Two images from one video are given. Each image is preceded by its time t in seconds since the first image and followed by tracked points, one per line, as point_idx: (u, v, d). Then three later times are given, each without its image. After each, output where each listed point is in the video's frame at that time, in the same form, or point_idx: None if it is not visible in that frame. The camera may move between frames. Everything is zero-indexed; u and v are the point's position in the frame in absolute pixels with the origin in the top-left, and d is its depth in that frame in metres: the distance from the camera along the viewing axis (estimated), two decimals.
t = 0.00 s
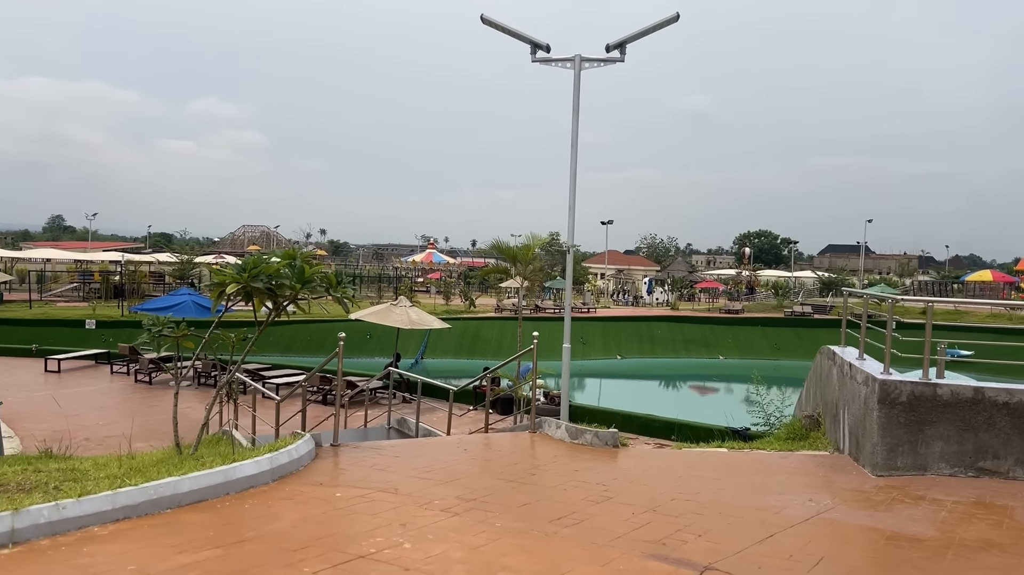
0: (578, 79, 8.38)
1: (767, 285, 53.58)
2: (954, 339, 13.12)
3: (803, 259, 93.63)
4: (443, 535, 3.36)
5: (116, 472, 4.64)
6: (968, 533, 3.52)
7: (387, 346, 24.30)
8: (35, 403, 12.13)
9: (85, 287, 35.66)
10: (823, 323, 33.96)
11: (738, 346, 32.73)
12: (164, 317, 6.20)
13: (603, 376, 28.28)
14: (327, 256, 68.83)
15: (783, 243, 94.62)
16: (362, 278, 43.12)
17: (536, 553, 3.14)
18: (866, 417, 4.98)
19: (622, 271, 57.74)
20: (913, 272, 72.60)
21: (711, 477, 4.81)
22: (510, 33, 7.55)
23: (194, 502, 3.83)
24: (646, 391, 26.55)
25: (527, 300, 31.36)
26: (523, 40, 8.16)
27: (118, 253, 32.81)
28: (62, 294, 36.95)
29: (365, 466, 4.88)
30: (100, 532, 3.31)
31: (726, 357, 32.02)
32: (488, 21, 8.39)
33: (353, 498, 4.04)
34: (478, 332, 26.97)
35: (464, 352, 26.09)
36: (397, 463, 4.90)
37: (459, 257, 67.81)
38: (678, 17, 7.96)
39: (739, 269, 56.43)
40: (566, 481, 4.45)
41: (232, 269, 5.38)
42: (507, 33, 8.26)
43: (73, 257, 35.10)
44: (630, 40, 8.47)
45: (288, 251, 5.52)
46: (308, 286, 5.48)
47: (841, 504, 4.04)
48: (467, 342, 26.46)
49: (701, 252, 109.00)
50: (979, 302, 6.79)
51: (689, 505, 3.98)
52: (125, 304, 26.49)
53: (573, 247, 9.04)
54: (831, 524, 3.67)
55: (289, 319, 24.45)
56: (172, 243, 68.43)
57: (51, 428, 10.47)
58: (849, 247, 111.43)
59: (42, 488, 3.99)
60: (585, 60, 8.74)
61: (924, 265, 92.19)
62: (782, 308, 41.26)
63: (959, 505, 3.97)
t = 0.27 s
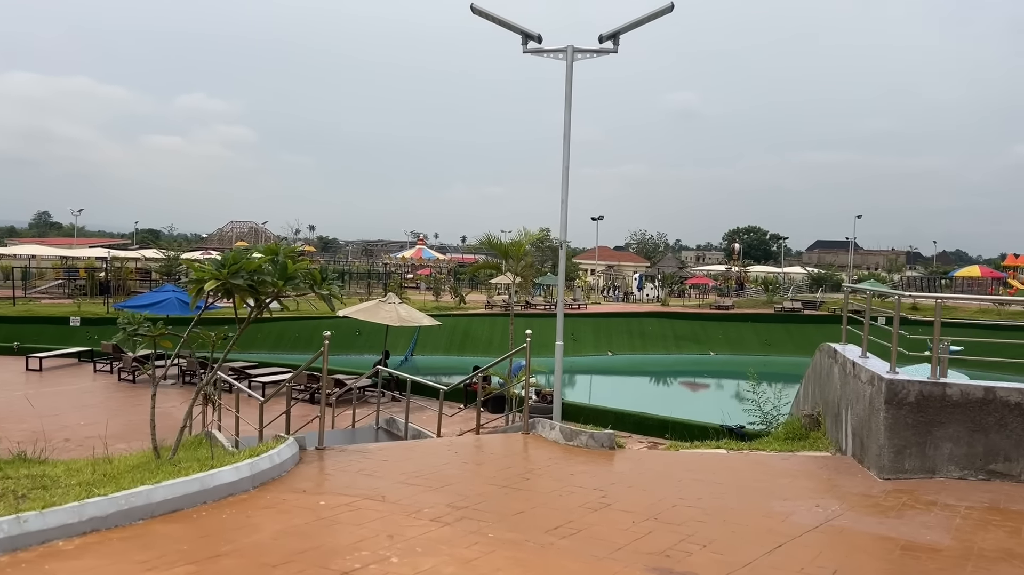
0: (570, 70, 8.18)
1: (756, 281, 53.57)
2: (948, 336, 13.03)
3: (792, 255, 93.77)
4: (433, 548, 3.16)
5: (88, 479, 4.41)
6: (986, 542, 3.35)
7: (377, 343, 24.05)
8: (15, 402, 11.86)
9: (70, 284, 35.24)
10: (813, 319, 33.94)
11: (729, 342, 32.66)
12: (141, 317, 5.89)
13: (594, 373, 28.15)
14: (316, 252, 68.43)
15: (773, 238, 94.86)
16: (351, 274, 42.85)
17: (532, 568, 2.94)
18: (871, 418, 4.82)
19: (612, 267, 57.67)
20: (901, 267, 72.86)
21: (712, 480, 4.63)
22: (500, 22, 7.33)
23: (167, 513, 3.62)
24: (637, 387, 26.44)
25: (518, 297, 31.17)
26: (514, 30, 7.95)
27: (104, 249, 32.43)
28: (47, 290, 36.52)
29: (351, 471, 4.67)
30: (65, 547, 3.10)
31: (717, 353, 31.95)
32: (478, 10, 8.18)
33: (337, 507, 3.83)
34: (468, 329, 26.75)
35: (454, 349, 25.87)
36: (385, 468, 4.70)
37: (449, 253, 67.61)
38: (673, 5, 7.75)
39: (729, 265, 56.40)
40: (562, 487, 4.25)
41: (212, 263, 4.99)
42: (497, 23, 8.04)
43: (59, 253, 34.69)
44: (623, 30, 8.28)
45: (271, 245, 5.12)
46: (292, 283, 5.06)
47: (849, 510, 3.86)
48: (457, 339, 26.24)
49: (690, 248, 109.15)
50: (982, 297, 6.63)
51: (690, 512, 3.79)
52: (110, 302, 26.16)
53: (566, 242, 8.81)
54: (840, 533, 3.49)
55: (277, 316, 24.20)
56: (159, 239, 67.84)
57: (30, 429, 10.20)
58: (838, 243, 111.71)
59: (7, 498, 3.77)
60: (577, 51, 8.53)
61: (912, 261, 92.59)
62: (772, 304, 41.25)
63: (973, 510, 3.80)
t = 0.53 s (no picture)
0: (564, 68, 7.99)
1: (749, 281, 53.50)
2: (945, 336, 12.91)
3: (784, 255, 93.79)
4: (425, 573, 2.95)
5: (61, 496, 4.19)
6: (1011, 561, 3.16)
7: (369, 346, 23.83)
8: None
9: (59, 287, 34.91)
10: (808, 320, 33.89)
11: (723, 343, 32.54)
12: (118, 324, 5.09)
13: (588, 374, 27.97)
14: (308, 254, 68.09)
15: (765, 239, 94.94)
16: (343, 276, 42.59)
17: None
18: (880, 425, 4.63)
19: (605, 268, 57.58)
20: (893, 266, 72.95)
21: (716, 492, 4.44)
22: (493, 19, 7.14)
23: (141, 535, 3.40)
24: (631, 388, 26.28)
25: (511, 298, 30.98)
26: (507, 27, 7.76)
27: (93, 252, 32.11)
28: (36, 294, 36.16)
29: (339, 485, 4.46)
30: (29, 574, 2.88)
31: (711, 353, 31.81)
32: (470, 7, 7.98)
33: (324, 525, 3.62)
34: (461, 331, 26.55)
35: (447, 351, 25.63)
36: (376, 482, 4.48)
37: (441, 254, 67.46)
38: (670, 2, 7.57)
39: (722, 266, 56.31)
40: (560, 502, 4.05)
41: (192, 266, 4.75)
42: (489, 20, 7.85)
43: (47, 256, 34.33)
44: (619, 27, 8.09)
45: (253, 247, 4.93)
46: (276, 288, 4.84)
47: (863, 525, 3.67)
48: (450, 341, 26.02)
49: (683, 249, 109.20)
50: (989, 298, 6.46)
51: (696, 529, 3.59)
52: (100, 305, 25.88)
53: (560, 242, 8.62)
54: (855, 550, 3.30)
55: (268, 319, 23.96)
56: (149, 241, 67.37)
57: (13, 437, 9.95)
58: (830, 243, 111.87)
59: None
60: (571, 49, 8.34)
61: (904, 261, 92.76)
62: (766, 304, 41.17)
63: (993, 525, 3.61)
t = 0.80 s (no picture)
0: (563, 65, 7.77)
1: (747, 282, 53.34)
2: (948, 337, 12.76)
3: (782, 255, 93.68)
4: None
5: (36, 512, 3.97)
6: None
7: (365, 349, 23.61)
8: None
9: (53, 291, 34.64)
10: (807, 321, 33.76)
11: (722, 344, 32.36)
12: (99, 330, 4.71)
13: (586, 376, 27.77)
14: (304, 257, 67.81)
15: (762, 240, 94.87)
16: (340, 279, 42.37)
17: None
18: (898, 433, 4.43)
19: (603, 269, 57.40)
20: (891, 267, 72.83)
21: (728, 503, 4.23)
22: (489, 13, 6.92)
23: (119, 555, 3.20)
24: (630, 391, 26.09)
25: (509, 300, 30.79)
26: (504, 22, 7.54)
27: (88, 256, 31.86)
28: (30, 298, 35.87)
29: (333, 498, 4.25)
30: None
31: (710, 355, 31.63)
32: (466, 2, 7.77)
33: (316, 543, 3.42)
34: (459, 333, 26.34)
35: (444, 354, 25.40)
36: (370, 495, 4.28)
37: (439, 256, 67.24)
38: None
39: (720, 267, 56.15)
40: (565, 516, 3.84)
41: (175, 269, 4.54)
42: (486, 15, 7.63)
43: (42, 260, 34.06)
44: (619, 22, 7.88)
45: (242, 250, 4.72)
46: (265, 291, 4.65)
47: (886, 539, 3.47)
48: (447, 344, 25.81)
49: (680, 251, 109.09)
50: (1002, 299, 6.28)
51: (709, 546, 3.39)
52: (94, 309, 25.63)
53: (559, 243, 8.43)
54: (881, 568, 3.10)
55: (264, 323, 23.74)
56: (144, 245, 67.06)
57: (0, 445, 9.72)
58: (828, 243, 111.82)
59: None
60: (570, 45, 8.12)
61: (902, 261, 92.69)
62: (765, 305, 41.01)
63: None
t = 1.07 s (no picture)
0: (565, 63, 7.59)
1: (748, 283, 53.19)
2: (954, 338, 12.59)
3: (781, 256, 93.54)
4: None
5: (16, 529, 3.78)
6: None
7: (365, 352, 23.43)
8: None
9: (51, 295, 34.45)
10: (808, 322, 33.64)
11: (723, 346, 32.19)
12: (83, 338, 4.42)
13: (587, 379, 27.59)
14: (303, 259, 67.63)
15: (762, 241, 94.74)
16: (338, 281, 42.20)
17: None
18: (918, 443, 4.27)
19: (603, 271, 57.23)
20: (892, 268, 72.63)
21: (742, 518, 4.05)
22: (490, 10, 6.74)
23: None
24: (631, 393, 25.91)
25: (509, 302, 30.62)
26: (504, 19, 7.36)
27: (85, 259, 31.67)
28: (27, 302, 35.68)
29: (329, 513, 4.07)
30: None
31: (711, 357, 31.46)
32: None
33: (311, 565, 3.23)
34: (459, 336, 26.16)
35: (444, 357, 25.22)
36: (369, 510, 4.09)
37: (438, 258, 67.07)
38: None
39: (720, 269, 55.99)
40: (573, 534, 3.66)
41: (163, 275, 4.33)
42: (486, 12, 7.46)
43: (39, 263, 33.87)
44: (622, 20, 7.70)
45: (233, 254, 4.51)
46: (258, 297, 4.46)
47: (913, 559, 3.29)
48: (447, 347, 25.62)
49: (679, 252, 108.95)
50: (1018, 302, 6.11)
51: (726, 566, 3.21)
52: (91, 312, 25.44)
53: (562, 245, 8.27)
54: None
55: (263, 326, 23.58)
56: (143, 248, 66.88)
57: None
58: (828, 244, 111.67)
59: None
60: (572, 42, 7.94)
61: (902, 261, 92.57)
62: (766, 306, 40.84)
63: None
